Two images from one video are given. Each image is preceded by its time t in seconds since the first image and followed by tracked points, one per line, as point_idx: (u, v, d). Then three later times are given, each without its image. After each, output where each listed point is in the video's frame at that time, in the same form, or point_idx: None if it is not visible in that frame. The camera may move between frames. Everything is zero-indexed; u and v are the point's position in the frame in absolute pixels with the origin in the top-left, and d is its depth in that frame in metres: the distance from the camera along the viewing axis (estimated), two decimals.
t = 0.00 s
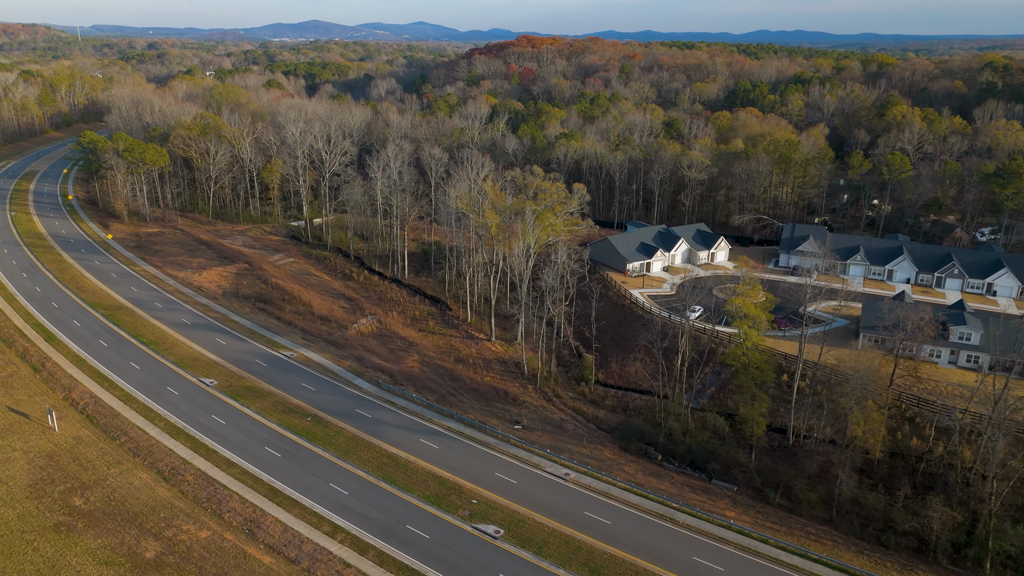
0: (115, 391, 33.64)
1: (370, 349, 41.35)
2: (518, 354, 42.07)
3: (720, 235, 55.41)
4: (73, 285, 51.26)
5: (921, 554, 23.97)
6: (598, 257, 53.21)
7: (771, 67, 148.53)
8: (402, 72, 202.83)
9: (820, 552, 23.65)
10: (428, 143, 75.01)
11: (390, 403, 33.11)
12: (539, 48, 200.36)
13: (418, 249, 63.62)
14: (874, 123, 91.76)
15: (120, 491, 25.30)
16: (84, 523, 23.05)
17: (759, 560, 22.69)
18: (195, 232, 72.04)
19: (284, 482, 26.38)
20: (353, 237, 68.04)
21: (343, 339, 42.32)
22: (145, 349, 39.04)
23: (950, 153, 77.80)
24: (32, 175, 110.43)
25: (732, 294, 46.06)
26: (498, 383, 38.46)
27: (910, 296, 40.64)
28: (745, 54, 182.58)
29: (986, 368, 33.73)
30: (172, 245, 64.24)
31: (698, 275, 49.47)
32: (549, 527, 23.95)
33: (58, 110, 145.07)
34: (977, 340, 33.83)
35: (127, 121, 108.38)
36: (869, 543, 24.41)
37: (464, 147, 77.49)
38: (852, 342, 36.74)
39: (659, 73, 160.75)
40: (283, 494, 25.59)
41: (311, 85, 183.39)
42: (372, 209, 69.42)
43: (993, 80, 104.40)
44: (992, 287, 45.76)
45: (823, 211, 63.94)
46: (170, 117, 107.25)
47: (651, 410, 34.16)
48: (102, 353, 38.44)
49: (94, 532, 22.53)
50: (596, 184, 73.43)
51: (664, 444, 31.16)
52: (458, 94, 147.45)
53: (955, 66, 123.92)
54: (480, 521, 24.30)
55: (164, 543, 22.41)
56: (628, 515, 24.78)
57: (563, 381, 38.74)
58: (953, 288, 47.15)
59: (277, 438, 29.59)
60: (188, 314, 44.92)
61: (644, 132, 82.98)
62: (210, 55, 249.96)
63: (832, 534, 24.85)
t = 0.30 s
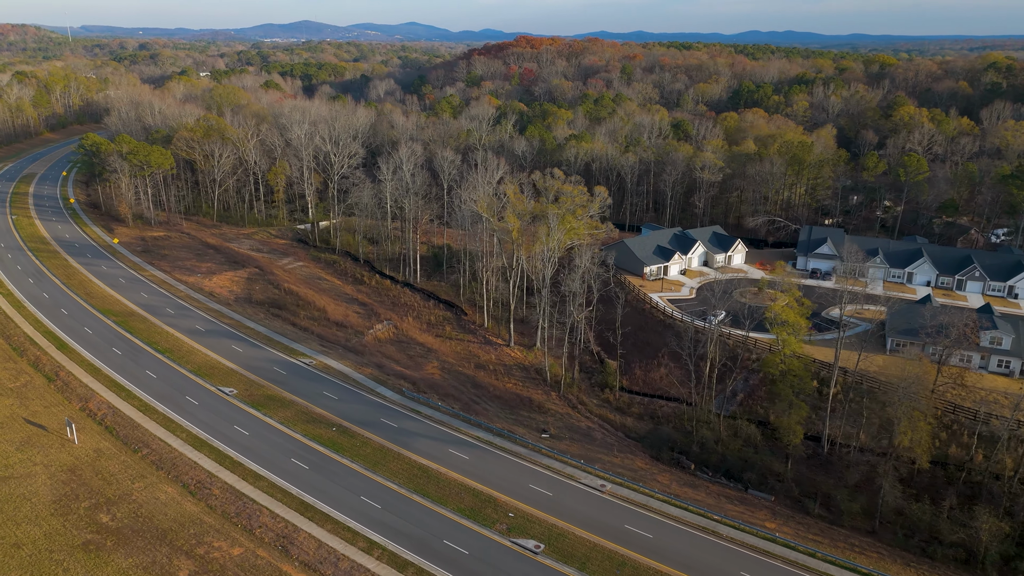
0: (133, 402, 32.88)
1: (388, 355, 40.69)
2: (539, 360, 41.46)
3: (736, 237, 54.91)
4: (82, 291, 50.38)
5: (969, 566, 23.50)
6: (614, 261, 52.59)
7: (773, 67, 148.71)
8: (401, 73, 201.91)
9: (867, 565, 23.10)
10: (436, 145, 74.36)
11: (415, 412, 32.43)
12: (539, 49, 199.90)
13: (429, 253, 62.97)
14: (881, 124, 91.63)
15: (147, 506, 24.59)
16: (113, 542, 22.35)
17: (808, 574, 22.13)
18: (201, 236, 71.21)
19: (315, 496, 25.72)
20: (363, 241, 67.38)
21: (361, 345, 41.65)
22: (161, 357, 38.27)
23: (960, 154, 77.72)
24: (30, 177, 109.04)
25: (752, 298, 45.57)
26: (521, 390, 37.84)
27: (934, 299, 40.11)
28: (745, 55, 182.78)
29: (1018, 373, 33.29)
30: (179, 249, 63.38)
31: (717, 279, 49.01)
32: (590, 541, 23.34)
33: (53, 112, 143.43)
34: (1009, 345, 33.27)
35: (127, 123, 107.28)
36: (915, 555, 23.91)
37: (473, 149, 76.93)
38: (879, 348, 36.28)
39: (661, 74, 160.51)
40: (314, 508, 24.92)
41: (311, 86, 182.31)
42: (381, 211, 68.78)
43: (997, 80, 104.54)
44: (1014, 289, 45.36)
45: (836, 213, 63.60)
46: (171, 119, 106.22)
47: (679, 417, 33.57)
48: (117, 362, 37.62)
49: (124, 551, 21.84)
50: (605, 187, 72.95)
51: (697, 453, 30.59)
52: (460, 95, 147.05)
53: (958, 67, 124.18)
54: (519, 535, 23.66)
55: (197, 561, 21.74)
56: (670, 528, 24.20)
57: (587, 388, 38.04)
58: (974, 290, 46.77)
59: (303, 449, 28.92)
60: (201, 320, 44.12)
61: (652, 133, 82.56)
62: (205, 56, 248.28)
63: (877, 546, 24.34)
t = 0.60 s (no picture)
0: (151, 410, 32.23)
1: (406, 361, 40.11)
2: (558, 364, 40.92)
3: (751, 239, 54.54)
4: (90, 296, 49.62)
5: None
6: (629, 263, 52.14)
7: (775, 67, 148.68)
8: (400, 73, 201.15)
9: None
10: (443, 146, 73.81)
11: (440, 420, 31.90)
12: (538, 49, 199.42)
13: (440, 255, 62.41)
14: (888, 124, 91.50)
15: (173, 520, 23.97)
16: (142, 558, 21.78)
17: None
18: (207, 239, 70.47)
19: (344, 508, 25.16)
20: (371, 244, 66.81)
21: (378, 351, 41.07)
22: (176, 364, 37.59)
23: (969, 154, 77.59)
24: (28, 179, 107.90)
25: (771, 301, 45.28)
26: (542, 395, 37.26)
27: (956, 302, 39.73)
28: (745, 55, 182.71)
29: None
30: (186, 253, 62.65)
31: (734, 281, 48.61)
32: (629, 553, 22.80)
33: (48, 113, 142.04)
34: None
35: (128, 124, 106.33)
36: (959, 566, 23.45)
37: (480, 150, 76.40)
38: (905, 352, 35.95)
39: (662, 74, 160.28)
40: (345, 521, 24.34)
41: (310, 86, 181.34)
42: (390, 214, 68.21)
43: (1002, 80, 104.65)
44: None
45: (848, 214, 63.35)
46: (172, 120, 105.35)
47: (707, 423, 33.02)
48: (132, 369, 36.94)
49: (153, 569, 21.24)
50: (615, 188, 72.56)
51: (727, 461, 30.08)
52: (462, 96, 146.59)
53: (960, 67, 124.33)
54: (556, 548, 23.11)
55: None
56: (709, 540, 23.68)
57: (609, 394, 37.50)
58: (994, 292, 46.50)
59: (329, 459, 28.34)
60: (214, 325, 43.43)
61: (660, 134, 82.21)
62: (200, 56, 246.79)
63: (919, 556, 23.89)
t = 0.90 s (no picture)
0: (171, 421, 31.51)
1: (427, 367, 39.50)
2: (580, 370, 40.38)
3: (768, 241, 54.16)
4: (99, 302, 48.80)
5: None
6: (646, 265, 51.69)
7: (777, 67, 148.65)
8: (400, 74, 200.50)
9: None
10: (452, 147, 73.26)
11: (467, 428, 31.26)
12: (537, 49, 199.06)
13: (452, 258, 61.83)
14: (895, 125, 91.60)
15: (204, 535, 23.31)
16: None
17: None
18: (214, 242, 69.66)
19: (378, 521, 24.53)
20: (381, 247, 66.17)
21: (398, 357, 40.46)
22: (193, 372, 36.86)
23: (978, 154, 77.63)
24: (27, 182, 106.61)
25: (792, 304, 44.94)
26: (567, 401, 36.67)
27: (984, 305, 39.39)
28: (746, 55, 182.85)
29: None
30: (194, 257, 61.85)
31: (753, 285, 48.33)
32: (674, 567, 22.24)
33: (43, 114, 140.45)
34: None
35: (129, 126, 105.31)
36: None
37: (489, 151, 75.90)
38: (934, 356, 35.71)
39: (664, 74, 160.14)
40: (380, 535, 23.71)
41: (309, 86, 180.35)
42: (399, 216, 67.59)
43: (1006, 80, 104.94)
44: None
45: (861, 215, 63.05)
46: (174, 121, 104.43)
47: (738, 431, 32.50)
48: (148, 377, 36.21)
49: None
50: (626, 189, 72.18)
51: (763, 470, 29.56)
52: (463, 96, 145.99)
53: (963, 68, 124.76)
54: (599, 562, 22.54)
55: None
56: (753, 552, 23.16)
57: (634, 400, 36.93)
58: (1014, 294, 46.23)
59: (358, 471, 27.72)
60: (229, 331, 42.72)
61: (668, 135, 81.87)
62: (194, 57, 245.12)
63: (966, 567, 23.39)
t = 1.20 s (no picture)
0: (193, 431, 30.80)
1: (448, 373, 38.88)
2: (603, 376, 39.86)
3: (785, 243, 53.77)
4: (110, 308, 48.01)
5: None
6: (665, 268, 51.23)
7: (779, 67, 148.52)
8: (399, 74, 199.74)
9: None
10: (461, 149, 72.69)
11: (495, 437, 30.59)
12: (536, 49, 198.69)
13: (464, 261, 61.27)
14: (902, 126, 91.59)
15: (237, 552, 22.64)
16: None
17: None
18: (221, 246, 68.91)
19: (415, 535, 23.93)
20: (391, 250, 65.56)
21: (418, 363, 39.85)
22: (211, 379, 36.12)
23: (988, 155, 77.60)
24: (25, 184, 105.43)
25: (814, 307, 44.29)
26: (592, 407, 36.09)
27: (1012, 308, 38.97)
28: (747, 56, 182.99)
29: None
30: (202, 261, 61.10)
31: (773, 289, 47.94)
32: None
33: (38, 115, 138.91)
34: None
35: (130, 127, 104.30)
36: None
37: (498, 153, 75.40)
38: (965, 360, 35.26)
39: (665, 74, 159.97)
40: (418, 551, 23.08)
41: (308, 87, 179.45)
42: (409, 219, 66.98)
43: (1011, 80, 105.14)
44: None
45: (875, 217, 62.71)
46: (176, 122, 103.48)
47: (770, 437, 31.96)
48: (166, 385, 35.48)
49: None
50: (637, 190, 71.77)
51: (799, 478, 29.05)
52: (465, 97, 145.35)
53: (966, 68, 125.07)
54: None
55: None
56: (801, 566, 22.63)
57: (660, 406, 36.39)
58: None
59: (389, 482, 27.07)
60: (244, 338, 42.03)
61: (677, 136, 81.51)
62: (189, 57, 243.52)
63: None
